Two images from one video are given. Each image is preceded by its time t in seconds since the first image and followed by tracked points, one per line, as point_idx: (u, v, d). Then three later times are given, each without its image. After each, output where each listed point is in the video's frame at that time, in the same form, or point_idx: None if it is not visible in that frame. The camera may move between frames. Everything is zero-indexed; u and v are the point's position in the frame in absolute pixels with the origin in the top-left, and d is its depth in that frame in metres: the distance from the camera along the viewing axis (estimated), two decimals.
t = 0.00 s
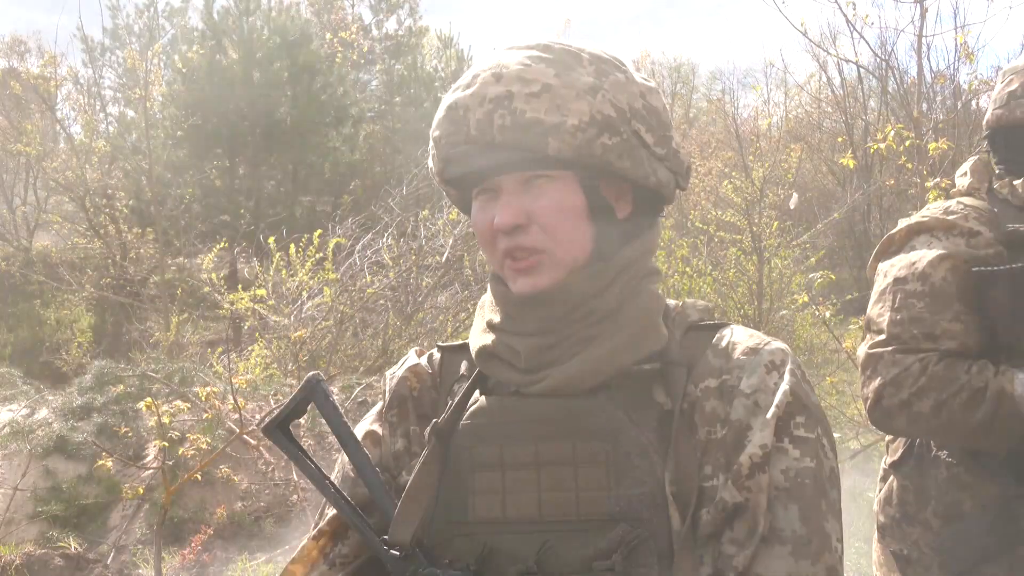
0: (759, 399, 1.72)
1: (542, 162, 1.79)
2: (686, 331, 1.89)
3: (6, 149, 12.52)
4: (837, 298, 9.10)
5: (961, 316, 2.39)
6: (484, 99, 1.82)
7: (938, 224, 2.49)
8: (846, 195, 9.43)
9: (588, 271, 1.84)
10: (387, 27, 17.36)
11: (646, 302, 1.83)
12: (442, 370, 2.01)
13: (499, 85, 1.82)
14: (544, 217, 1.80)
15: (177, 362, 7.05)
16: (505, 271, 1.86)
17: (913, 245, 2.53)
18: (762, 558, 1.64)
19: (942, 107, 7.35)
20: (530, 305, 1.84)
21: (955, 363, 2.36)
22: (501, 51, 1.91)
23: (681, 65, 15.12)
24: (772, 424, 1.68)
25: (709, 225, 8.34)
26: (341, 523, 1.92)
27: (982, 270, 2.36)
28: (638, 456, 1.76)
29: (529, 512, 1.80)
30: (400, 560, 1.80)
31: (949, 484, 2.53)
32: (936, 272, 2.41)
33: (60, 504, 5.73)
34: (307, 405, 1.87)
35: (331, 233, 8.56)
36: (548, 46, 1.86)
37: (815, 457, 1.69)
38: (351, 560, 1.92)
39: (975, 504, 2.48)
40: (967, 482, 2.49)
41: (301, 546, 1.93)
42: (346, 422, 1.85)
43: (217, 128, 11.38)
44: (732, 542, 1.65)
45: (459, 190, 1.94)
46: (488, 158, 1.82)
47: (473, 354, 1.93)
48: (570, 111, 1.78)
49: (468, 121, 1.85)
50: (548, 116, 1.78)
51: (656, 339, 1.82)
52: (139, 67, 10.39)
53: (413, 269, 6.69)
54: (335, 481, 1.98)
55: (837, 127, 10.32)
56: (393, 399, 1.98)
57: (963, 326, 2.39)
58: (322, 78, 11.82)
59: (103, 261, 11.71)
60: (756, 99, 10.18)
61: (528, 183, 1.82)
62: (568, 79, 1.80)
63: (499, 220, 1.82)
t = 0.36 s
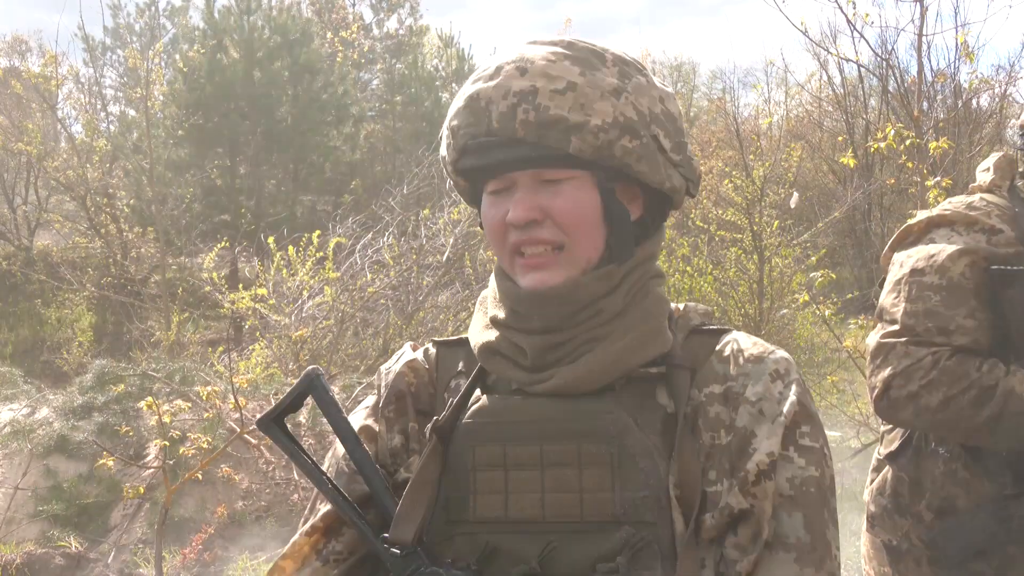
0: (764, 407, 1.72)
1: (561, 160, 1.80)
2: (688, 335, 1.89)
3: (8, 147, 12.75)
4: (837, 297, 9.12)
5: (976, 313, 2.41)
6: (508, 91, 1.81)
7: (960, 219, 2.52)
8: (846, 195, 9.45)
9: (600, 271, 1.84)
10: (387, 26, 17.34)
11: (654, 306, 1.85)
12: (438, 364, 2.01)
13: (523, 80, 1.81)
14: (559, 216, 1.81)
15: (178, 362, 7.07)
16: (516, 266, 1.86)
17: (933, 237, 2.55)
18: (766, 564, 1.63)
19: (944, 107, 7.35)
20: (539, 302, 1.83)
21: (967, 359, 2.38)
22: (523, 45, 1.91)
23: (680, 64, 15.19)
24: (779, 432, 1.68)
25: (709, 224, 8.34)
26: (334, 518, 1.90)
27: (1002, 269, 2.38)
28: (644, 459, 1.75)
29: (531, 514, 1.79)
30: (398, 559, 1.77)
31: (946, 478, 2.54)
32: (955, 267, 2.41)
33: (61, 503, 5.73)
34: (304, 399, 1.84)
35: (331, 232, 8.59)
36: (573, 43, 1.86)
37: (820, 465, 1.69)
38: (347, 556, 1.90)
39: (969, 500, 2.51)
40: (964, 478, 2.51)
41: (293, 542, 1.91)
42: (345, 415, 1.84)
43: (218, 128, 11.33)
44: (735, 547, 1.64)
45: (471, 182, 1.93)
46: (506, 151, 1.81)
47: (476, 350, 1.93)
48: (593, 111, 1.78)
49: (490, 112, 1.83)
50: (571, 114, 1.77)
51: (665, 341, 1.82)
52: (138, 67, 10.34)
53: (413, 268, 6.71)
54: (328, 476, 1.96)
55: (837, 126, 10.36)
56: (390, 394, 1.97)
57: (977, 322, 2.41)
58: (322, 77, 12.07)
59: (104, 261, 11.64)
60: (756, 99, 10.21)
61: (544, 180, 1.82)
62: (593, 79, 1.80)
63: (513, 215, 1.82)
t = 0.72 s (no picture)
0: (764, 406, 1.75)
1: (574, 153, 1.79)
2: (685, 332, 1.91)
3: (9, 147, 12.77)
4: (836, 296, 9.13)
5: (999, 311, 2.42)
6: (530, 80, 1.80)
7: (985, 216, 2.53)
8: (846, 195, 9.45)
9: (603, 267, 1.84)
10: (388, 26, 17.34)
11: (655, 306, 1.85)
12: (428, 354, 2.00)
13: (545, 70, 1.80)
14: (567, 208, 1.80)
15: (178, 362, 7.08)
16: (519, 256, 1.83)
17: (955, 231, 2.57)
18: (769, 559, 1.65)
19: (945, 107, 7.35)
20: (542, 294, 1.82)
21: (987, 357, 2.39)
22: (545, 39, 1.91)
23: (681, 64, 15.16)
24: (782, 431, 1.70)
25: (710, 224, 8.34)
26: (321, 510, 1.87)
27: None
28: (645, 455, 1.75)
29: (531, 507, 1.78)
30: (399, 553, 1.75)
31: (952, 476, 2.56)
32: (980, 263, 2.44)
33: (62, 503, 5.71)
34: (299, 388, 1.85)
35: (332, 232, 8.59)
36: (595, 41, 1.87)
37: (822, 464, 1.72)
38: (335, 549, 1.87)
39: (974, 498, 2.53)
40: (971, 476, 2.53)
41: (277, 534, 1.87)
42: (339, 404, 1.84)
43: (218, 127, 11.31)
44: (738, 543, 1.67)
45: (479, 166, 1.91)
46: (523, 138, 1.80)
47: (474, 338, 1.91)
48: (612, 108, 1.79)
49: (509, 99, 1.82)
50: (590, 108, 1.78)
51: (665, 339, 1.83)
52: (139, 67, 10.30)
53: (414, 268, 6.72)
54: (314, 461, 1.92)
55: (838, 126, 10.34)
56: (380, 383, 1.94)
57: (1000, 320, 2.43)
58: (322, 77, 12.07)
59: (105, 261, 11.65)
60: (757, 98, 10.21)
61: (555, 171, 1.81)
62: (613, 78, 1.82)
63: (522, 202, 1.80)
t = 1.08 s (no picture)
0: (764, 407, 1.78)
1: (572, 158, 1.78)
2: (681, 333, 1.91)
3: (10, 147, 12.78)
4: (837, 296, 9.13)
5: (990, 313, 2.41)
6: (523, 90, 1.78)
7: (974, 218, 2.52)
8: (847, 194, 9.45)
9: (605, 269, 1.84)
10: (388, 26, 17.34)
11: (656, 304, 1.85)
12: (424, 352, 1.99)
13: (538, 78, 1.79)
14: (569, 214, 1.79)
15: (179, 362, 7.08)
16: (519, 262, 1.83)
17: (946, 235, 2.54)
18: (772, 557, 1.70)
19: (946, 106, 7.33)
20: (545, 298, 1.81)
21: (979, 359, 2.38)
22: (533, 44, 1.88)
23: (682, 63, 15.17)
24: (783, 432, 1.74)
25: (710, 224, 8.36)
26: (318, 507, 1.86)
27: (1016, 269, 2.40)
28: (651, 454, 1.76)
29: (535, 505, 1.78)
30: (404, 551, 1.76)
31: (950, 476, 2.55)
32: (969, 265, 2.42)
33: (63, 503, 5.72)
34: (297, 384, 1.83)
35: (332, 232, 8.60)
36: (583, 44, 1.85)
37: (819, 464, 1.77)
38: (332, 546, 1.87)
39: (972, 499, 2.53)
40: (968, 477, 2.53)
41: (270, 531, 1.85)
42: (342, 401, 1.84)
43: (219, 127, 11.29)
44: (741, 541, 1.71)
45: (477, 175, 1.89)
46: (519, 148, 1.78)
47: (474, 338, 1.90)
48: (607, 112, 1.78)
49: (503, 108, 1.80)
50: (585, 114, 1.77)
51: (667, 337, 1.83)
52: (139, 66, 10.30)
53: (415, 268, 6.72)
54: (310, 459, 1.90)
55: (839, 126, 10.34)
56: (377, 380, 1.94)
57: (991, 322, 2.41)
58: (323, 76, 12.06)
59: (105, 261, 11.66)
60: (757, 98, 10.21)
61: (555, 177, 1.80)
62: (606, 81, 1.80)
63: (522, 212, 1.78)
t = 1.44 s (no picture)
0: (754, 405, 1.77)
1: (556, 157, 1.79)
2: (675, 334, 1.89)
3: (10, 147, 12.76)
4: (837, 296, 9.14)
5: (955, 310, 2.45)
6: (509, 89, 1.79)
7: (934, 218, 2.58)
8: (847, 194, 9.45)
9: (591, 269, 1.84)
10: (389, 26, 17.36)
11: (644, 304, 1.84)
12: (425, 355, 2.01)
13: (524, 79, 1.79)
14: (553, 212, 1.80)
15: (180, 362, 7.09)
16: (505, 260, 1.84)
17: (910, 238, 2.62)
18: (759, 553, 1.68)
19: (946, 106, 7.33)
20: (529, 296, 1.82)
21: (949, 356, 2.41)
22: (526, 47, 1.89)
23: (681, 63, 15.18)
24: (771, 429, 1.73)
25: (711, 224, 8.38)
26: (316, 505, 1.86)
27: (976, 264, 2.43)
28: (637, 451, 1.75)
29: (523, 501, 1.77)
30: (393, 545, 1.74)
31: (940, 476, 2.57)
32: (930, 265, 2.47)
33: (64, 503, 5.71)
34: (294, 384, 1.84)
35: (333, 231, 8.60)
36: (575, 49, 1.84)
37: (810, 461, 1.75)
38: (329, 543, 1.86)
39: (963, 497, 2.54)
40: (957, 476, 2.54)
41: (272, 528, 1.86)
42: (336, 398, 1.83)
43: (219, 127, 11.28)
44: (727, 538, 1.68)
45: (467, 172, 1.91)
46: (503, 146, 1.79)
47: (467, 337, 1.92)
48: (590, 113, 1.78)
49: (490, 108, 1.81)
50: (568, 115, 1.77)
51: (654, 336, 1.83)
52: (140, 66, 10.30)
53: (415, 268, 6.73)
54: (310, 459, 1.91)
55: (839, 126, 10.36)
56: (375, 380, 1.94)
57: (957, 319, 2.45)
58: (324, 76, 12.07)
59: (106, 260, 11.66)
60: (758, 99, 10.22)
61: (538, 177, 1.80)
62: (592, 84, 1.80)
63: (507, 208, 1.80)
